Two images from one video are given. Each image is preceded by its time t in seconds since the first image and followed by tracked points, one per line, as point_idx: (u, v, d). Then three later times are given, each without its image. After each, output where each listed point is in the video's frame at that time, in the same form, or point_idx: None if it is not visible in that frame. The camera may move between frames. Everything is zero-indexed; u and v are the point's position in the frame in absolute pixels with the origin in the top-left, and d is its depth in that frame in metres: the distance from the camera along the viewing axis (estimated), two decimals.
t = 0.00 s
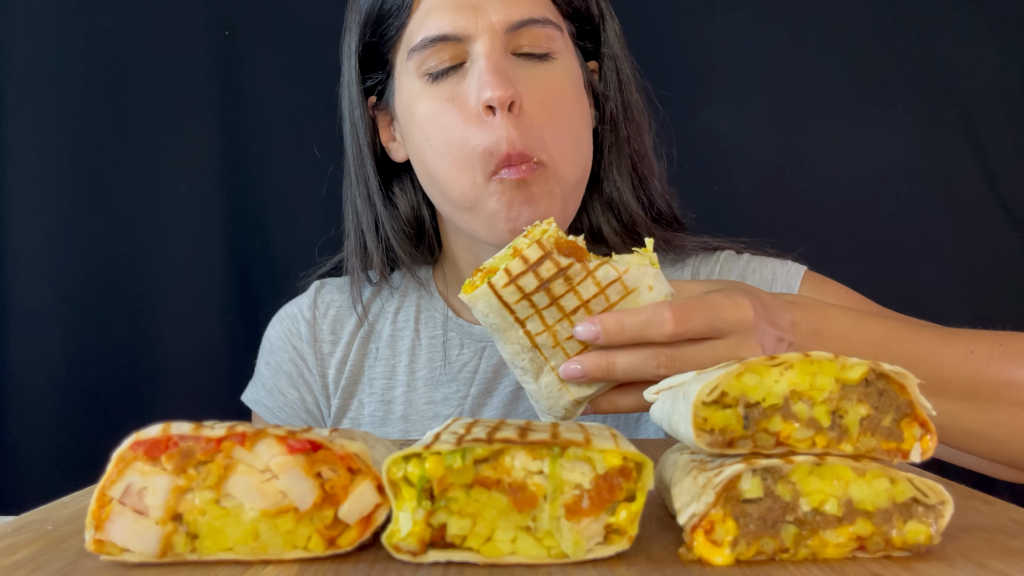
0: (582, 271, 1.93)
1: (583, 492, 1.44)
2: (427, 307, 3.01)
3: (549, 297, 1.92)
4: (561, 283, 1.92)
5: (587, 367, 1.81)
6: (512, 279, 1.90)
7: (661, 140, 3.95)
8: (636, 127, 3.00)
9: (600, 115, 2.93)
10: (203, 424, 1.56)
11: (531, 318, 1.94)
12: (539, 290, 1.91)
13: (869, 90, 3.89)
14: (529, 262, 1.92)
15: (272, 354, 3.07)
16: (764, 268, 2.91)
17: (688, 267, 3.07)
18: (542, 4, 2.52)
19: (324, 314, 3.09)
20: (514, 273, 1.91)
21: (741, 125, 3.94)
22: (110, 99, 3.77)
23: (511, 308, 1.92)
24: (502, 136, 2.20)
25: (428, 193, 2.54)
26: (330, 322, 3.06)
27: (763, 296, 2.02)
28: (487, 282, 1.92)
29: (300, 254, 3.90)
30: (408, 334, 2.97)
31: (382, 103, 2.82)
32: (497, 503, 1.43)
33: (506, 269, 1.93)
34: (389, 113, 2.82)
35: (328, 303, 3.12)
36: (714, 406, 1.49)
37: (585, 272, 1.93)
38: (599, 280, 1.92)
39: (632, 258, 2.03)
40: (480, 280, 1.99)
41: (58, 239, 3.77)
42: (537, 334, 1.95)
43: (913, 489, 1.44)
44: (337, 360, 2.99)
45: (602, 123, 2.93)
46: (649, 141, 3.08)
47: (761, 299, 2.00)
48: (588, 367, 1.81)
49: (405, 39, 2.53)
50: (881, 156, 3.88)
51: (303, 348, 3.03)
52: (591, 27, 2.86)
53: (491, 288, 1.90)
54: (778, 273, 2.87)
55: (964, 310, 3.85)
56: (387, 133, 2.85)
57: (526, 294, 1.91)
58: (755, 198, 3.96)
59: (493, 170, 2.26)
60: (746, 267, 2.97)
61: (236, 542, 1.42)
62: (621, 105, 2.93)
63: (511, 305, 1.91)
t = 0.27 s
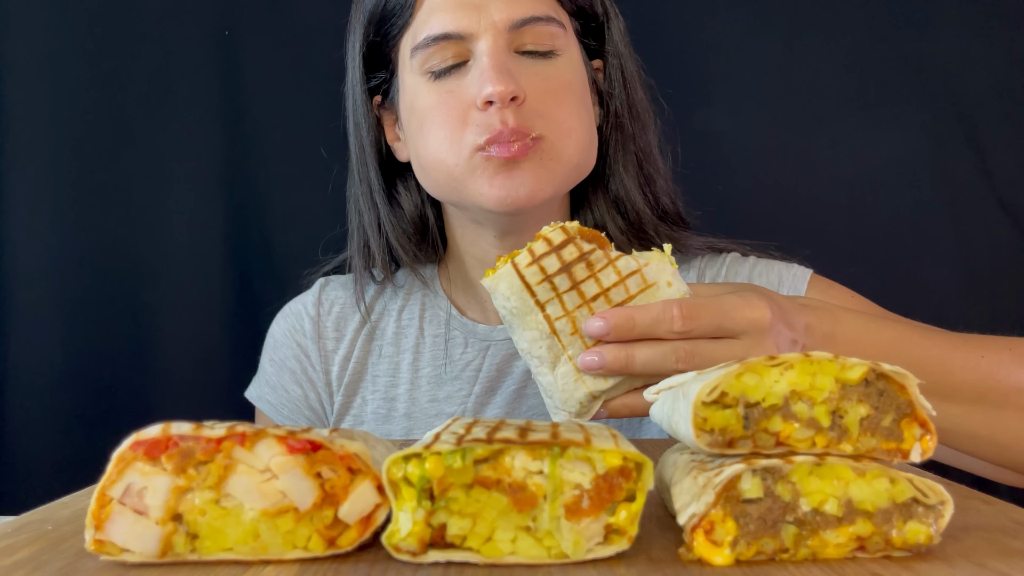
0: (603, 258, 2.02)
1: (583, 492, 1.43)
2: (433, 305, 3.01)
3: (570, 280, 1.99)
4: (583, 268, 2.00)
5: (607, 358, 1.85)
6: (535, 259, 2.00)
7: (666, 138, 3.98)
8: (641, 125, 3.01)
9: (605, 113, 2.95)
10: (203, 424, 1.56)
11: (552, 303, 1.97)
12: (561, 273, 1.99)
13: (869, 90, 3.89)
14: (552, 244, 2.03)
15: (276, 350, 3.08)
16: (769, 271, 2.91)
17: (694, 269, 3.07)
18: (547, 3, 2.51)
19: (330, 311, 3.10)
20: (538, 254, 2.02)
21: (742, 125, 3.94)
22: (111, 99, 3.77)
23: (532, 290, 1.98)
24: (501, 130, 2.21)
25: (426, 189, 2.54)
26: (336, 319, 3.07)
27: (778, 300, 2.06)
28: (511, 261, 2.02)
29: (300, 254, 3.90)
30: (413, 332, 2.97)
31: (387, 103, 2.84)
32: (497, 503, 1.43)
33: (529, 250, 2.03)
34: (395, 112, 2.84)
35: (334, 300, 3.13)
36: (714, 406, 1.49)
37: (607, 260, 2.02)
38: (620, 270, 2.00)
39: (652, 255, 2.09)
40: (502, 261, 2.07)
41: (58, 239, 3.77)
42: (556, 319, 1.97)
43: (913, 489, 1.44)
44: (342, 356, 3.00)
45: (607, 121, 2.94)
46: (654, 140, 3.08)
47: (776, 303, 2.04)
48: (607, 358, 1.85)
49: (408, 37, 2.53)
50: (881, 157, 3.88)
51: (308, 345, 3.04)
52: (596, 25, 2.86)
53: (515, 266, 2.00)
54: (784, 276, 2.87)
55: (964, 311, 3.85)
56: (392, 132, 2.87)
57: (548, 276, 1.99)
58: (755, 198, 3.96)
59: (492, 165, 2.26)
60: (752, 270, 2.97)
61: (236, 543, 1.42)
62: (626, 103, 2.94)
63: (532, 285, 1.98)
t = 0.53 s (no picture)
0: (613, 262, 2.05)
1: (583, 492, 1.44)
2: (435, 304, 3.01)
3: (580, 283, 2.01)
4: (592, 271, 2.03)
5: (619, 362, 1.84)
6: (544, 262, 2.03)
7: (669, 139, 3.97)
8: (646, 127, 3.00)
9: (609, 115, 2.94)
10: (203, 424, 1.56)
11: (562, 305, 1.99)
12: (570, 276, 2.02)
13: (870, 90, 3.89)
14: (562, 248, 2.06)
15: (280, 348, 3.07)
16: (772, 272, 2.91)
17: (697, 270, 3.08)
18: (553, 5, 2.51)
19: (332, 309, 3.10)
20: (547, 258, 2.05)
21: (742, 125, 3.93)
22: (111, 99, 3.78)
23: (542, 293, 2.00)
24: (507, 138, 2.20)
25: (432, 195, 2.55)
26: (339, 317, 3.07)
27: (786, 300, 2.05)
28: (521, 266, 2.05)
29: (301, 253, 3.90)
30: (415, 330, 2.97)
31: (391, 104, 2.82)
32: (497, 503, 1.43)
33: (539, 254, 2.06)
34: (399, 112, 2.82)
35: (336, 298, 3.13)
36: (714, 406, 1.49)
37: (616, 265, 2.05)
38: (630, 273, 2.02)
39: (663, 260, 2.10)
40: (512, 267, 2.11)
41: (58, 239, 3.77)
42: (567, 322, 1.97)
43: (912, 489, 1.44)
44: (344, 354, 3.00)
45: (611, 122, 2.94)
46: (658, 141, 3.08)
47: (785, 303, 2.02)
48: (619, 362, 1.84)
49: (414, 38, 2.52)
50: (881, 156, 3.88)
51: (310, 342, 3.03)
52: (600, 27, 2.84)
53: (525, 270, 2.03)
54: (786, 277, 2.86)
55: (964, 310, 3.86)
56: (397, 132, 2.85)
57: (558, 279, 2.01)
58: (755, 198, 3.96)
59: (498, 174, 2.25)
60: (755, 270, 2.97)
61: (236, 542, 1.42)
62: (630, 105, 2.93)
63: (542, 287, 2.00)
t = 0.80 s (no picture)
0: (618, 257, 2.06)
1: (583, 492, 1.44)
2: (435, 301, 3.00)
3: (585, 276, 2.02)
4: (598, 265, 2.04)
5: (626, 356, 1.84)
6: (549, 256, 2.05)
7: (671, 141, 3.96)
8: (649, 130, 3.01)
9: (613, 116, 2.96)
10: (203, 424, 1.56)
11: (567, 298, 1.99)
12: (575, 269, 2.03)
13: (871, 90, 3.88)
14: (567, 241, 2.09)
15: (280, 345, 3.07)
16: (773, 272, 2.92)
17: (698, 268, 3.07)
18: (562, 7, 2.50)
19: (332, 307, 3.09)
20: (552, 252, 2.07)
21: (742, 125, 3.93)
22: (111, 99, 3.77)
23: (547, 286, 2.01)
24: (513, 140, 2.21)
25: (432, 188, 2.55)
26: (339, 314, 3.07)
27: (795, 298, 2.05)
28: (526, 259, 2.07)
29: (300, 253, 3.90)
30: (416, 328, 2.97)
31: (396, 100, 2.82)
32: (497, 503, 1.43)
33: (544, 248, 2.08)
34: (403, 109, 2.82)
35: (336, 297, 3.12)
36: (714, 406, 1.49)
37: (622, 259, 2.06)
38: (635, 267, 2.03)
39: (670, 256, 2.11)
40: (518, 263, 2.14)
41: (58, 239, 3.77)
42: (572, 314, 1.98)
43: (912, 489, 1.44)
44: (344, 352, 2.99)
45: (614, 125, 2.96)
46: (661, 143, 3.08)
47: (793, 301, 2.03)
48: (626, 356, 1.83)
49: (423, 38, 2.52)
50: (881, 156, 3.88)
51: (310, 340, 3.03)
52: (608, 30, 2.86)
53: (530, 264, 2.05)
54: (787, 277, 2.86)
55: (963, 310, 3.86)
56: (400, 128, 2.86)
57: (563, 272, 2.03)
58: (755, 198, 3.96)
59: (502, 173, 2.28)
60: (755, 269, 2.98)
61: (236, 542, 1.42)
62: (634, 108, 2.95)
63: (547, 279, 2.02)
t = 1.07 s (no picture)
0: (618, 257, 2.07)
1: (583, 491, 1.44)
2: (435, 301, 3.00)
3: (585, 276, 2.02)
4: (597, 265, 2.05)
5: (626, 356, 1.83)
6: (549, 255, 2.06)
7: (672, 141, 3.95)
8: (650, 130, 3.01)
9: (613, 117, 2.95)
10: (203, 424, 1.56)
11: (567, 298, 1.99)
12: (575, 269, 2.04)
13: (871, 90, 3.88)
14: (567, 241, 2.09)
15: (280, 344, 3.06)
16: (775, 273, 2.92)
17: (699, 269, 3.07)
18: (563, 8, 2.51)
19: (332, 306, 3.09)
20: (552, 251, 2.07)
21: (743, 125, 3.93)
22: (111, 100, 3.78)
23: (547, 286, 2.02)
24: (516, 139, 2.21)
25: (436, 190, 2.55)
26: (339, 314, 3.07)
27: (797, 299, 2.06)
28: (526, 259, 2.08)
29: (300, 253, 3.90)
30: (416, 327, 2.97)
31: (397, 100, 2.82)
32: (497, 503, 1.43)
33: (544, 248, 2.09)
34: (404, 109, 2.82)
35: (337, 296, 3.12)
36: (714, 406, 1.49)
37: (621, 259, 2.06)
38: (635, 267, 2.04)
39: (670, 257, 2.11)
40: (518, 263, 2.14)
41: (58, 239, 3.77)
42: (572, 314, 1.98)
43: (912, 489, 1.44)
44: (344, 351, 2.99)
45: (615, 125, 2.96)
46: (662, 143, 3.08)
47: (796, 301, 2.04)
48: (627, 357, 1.83)
49: (424, 38, 2.52)
50: (882, 157, 3.88)
51: (310, 339, 3.03)
52: (609, 31, 2.86)
53: (530, 263, 2.06)
54: (787, 277, 2.87)
55: (964, 310, 3.86)
56: (400, 128, 2.85)
57: (563, 271, 2.03)
58: (755, 198, 3.96)
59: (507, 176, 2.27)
60: (757, 270, 2.98)
61: (236, 542, 1.42)
62: (635, 108, 2.95)
63: (547, 279, 2.02)
